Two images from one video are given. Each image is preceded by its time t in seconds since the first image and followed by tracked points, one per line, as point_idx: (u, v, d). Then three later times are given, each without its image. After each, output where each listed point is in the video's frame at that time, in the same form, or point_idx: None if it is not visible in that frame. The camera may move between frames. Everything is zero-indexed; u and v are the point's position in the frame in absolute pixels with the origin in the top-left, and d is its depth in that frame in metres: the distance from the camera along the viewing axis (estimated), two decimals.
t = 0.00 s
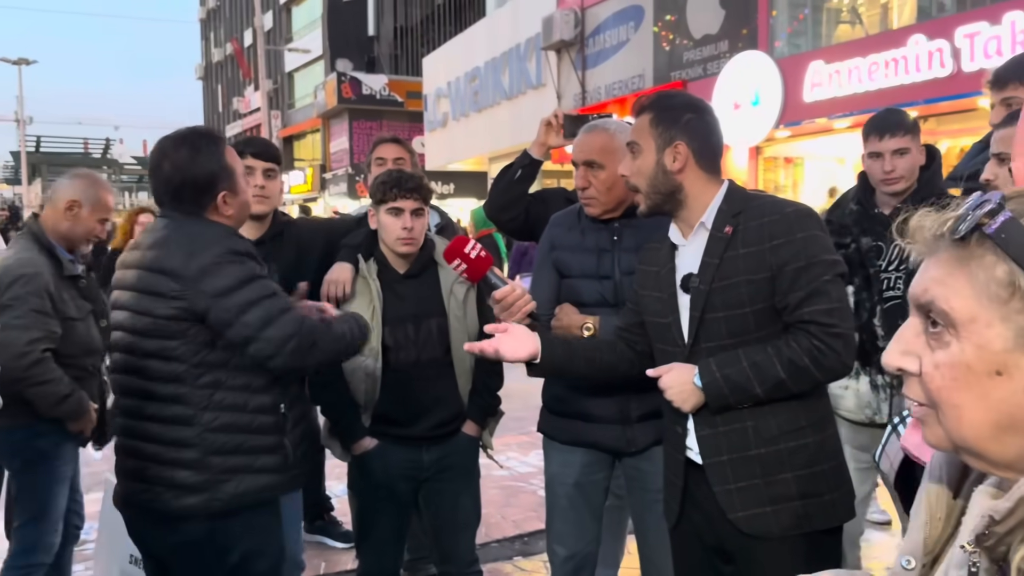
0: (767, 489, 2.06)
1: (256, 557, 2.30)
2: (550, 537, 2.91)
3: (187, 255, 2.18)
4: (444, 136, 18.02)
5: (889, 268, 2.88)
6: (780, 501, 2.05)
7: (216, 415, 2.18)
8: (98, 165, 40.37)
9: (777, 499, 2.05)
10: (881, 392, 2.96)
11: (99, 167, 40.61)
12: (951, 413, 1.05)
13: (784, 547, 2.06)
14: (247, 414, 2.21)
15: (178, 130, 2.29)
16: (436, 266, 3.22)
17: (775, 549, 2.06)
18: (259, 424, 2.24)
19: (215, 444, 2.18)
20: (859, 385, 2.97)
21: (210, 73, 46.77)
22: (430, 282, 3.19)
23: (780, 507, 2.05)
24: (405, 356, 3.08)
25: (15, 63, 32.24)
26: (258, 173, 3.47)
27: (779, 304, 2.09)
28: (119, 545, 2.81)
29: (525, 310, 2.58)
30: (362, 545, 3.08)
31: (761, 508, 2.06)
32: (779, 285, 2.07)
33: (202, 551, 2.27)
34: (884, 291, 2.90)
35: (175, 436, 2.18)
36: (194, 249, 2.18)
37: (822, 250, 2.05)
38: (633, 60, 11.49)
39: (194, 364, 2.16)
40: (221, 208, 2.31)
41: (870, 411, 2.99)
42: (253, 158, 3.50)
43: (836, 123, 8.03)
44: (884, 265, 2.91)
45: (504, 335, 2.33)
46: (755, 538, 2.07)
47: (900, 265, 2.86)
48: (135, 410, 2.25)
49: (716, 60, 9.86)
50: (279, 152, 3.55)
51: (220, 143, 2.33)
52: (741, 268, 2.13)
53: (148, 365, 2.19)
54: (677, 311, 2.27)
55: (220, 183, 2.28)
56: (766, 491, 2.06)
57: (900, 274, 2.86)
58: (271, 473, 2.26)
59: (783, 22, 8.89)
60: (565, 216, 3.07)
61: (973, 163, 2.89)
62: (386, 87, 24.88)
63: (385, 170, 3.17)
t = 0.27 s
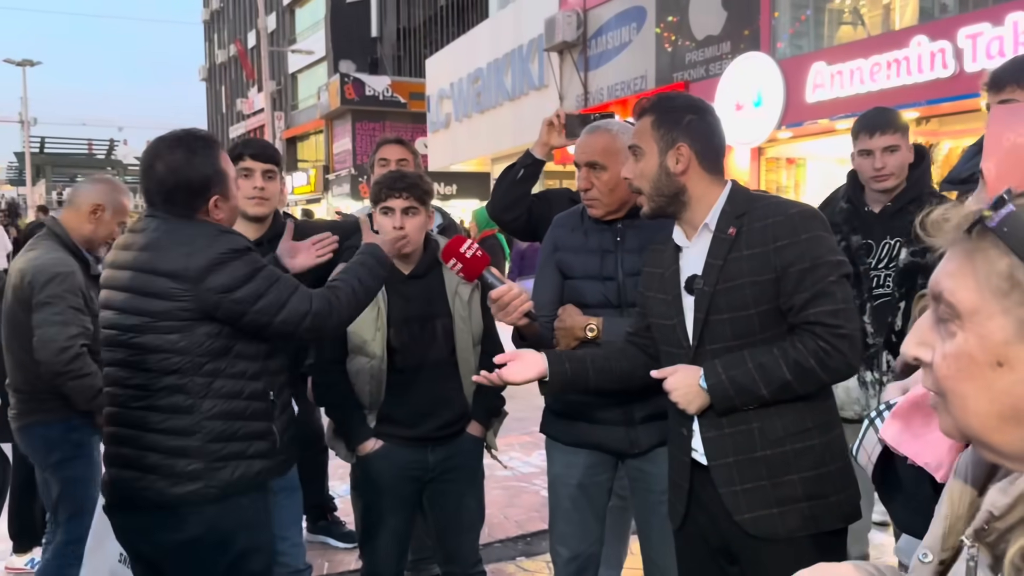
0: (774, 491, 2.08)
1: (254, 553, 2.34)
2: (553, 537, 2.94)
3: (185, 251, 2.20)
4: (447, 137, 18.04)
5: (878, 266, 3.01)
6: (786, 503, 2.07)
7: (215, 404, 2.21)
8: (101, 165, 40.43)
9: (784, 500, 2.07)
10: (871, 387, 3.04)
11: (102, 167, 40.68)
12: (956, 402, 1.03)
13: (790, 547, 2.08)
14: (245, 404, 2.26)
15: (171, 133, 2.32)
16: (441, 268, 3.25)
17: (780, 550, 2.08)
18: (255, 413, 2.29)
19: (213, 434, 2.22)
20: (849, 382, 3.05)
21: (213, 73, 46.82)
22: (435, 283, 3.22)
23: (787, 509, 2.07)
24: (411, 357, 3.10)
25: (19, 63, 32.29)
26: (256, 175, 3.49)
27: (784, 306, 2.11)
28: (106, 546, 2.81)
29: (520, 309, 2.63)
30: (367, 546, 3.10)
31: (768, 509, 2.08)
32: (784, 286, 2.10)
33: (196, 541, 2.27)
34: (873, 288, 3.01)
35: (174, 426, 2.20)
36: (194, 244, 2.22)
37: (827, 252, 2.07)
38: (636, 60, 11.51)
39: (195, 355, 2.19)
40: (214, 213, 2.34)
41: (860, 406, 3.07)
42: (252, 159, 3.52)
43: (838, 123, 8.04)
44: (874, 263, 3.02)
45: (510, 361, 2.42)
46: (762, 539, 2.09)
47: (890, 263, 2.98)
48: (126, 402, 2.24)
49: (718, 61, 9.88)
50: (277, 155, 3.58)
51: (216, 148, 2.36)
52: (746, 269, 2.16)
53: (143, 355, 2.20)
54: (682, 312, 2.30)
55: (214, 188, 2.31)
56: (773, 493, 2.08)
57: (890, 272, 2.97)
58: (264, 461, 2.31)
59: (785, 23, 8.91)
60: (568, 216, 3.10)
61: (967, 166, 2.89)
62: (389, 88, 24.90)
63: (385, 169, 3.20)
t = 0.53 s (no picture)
0: (771, 492, 2.10)
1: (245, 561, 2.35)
2: (555, 537, 2.96)
3: (166, 270, 2.19)
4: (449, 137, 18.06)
5: (867, 269, 3.04)
6: (783, 504, 2.09)
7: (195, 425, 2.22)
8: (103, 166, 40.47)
9: (781, 501, 2.09)
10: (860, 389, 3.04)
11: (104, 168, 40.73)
12: (965, 392, 1.04)
13: (788, 549, 2.10)
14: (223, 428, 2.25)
15: (177, 132, 2.41)
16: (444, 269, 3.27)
17: (778, 550, 2.10)
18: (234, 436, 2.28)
19: (192, 454, 2.23)
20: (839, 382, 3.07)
21: (215, 74, 46.85)
22: (437, 284, 3.24)
23: (784, 510, 2.09)
24: (414, 358, 3.12)
25: (20, 64, 32.34)
26: (264, 177, 3.51)
27: (783, 308, 2.13)
28: (100, 545, 2.82)
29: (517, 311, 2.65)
30: (368, 547, 3.13)
31: (764, 511, 2.10)
32: (784, 288, 2.12)
33: (186, 554, 2.29)
34: (863, 291, 3.03)
35: (156, 443, 2.22)
36: (174, 263, 2.20)
37: (826, 255, 2.09)
38: (637, 62, 11.52)
39: (170, 380, 2.19)
40: (199, 210, 2.37)
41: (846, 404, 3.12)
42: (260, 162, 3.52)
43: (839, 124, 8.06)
44: (863, 265, 3.06)
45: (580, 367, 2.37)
46: (759, 541, 2.11)
47: (878, 265, 3.02)
48: (118, 415, 2.27)
49: (719, 63, 9.90)
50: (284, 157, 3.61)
51: (208, 149, 2.42)
52: (745, 270, 2.17)
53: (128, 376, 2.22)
54: (683, 313, 2.32)
55: (196, 184, 2.35)
56: (770, 494, 2.10)
57: (878, 274, 3.01)
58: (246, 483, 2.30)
59: (785, 24, 8.93)
60: (570, 217, 3.12)
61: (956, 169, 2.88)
62: (390, 89, 24.91)
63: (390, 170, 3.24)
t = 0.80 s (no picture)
0: (774, 494, 2.10)
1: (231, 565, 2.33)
2: (555, 536, 2.97)
3: (127, 274, 2.15)
4: (449, 138, 18.08)
5: (864, 270, 3.08)
6: (786, 506, 2.09)
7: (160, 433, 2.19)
8: (104, 167, 40.54)
9: (784, 503, 2.09)
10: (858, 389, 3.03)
11: (105, 169, 40.79)
12: (985, 392, 0.97)
13: (788, 551, 2.10)
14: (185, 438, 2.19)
15: (167, 136, 2.42)
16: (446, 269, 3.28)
17: (780, 552, 2.10)
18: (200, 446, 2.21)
19: (155, 460, 2.21)
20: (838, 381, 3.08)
21: (216, 75, 46.90)
22: (439, 284, 3.25)
23: (786, 512, 2.09)
24: (416, 358, 3.13)
25: (22, 65, 32.36)
26: (267, 178, 3.53)
27: (789, 311, 2.15)
28: (103, 547, 2.82)
29: (513, 310, 2.64)
30: (371, 548, 3.14)
31: (767, 512, 2.09)
32: (791, 290, 2.12)
33: (162, 558, 2.28)
34: (861, 292, 3.06)
35: (128, 446, 2.23)
36: (142, 267, 2.15)
37: (833, 257, 2.10)
38: (638, 63, 11.53)
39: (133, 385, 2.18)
40: (170, 209, 2.35)
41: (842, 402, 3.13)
42: (263, 163, 3.54)
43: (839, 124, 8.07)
44: (861, 267, 3.10)
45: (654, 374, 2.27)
46: (761, 542, 2.11)
47: (875, 267, 3.05)
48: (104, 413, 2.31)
49: (719, 63, 9.91)
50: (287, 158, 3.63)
51: (186, 150, 2.39)
52: (751, 272, 2.18)
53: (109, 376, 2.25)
54: (685, 314, 2.33)
55: (162, 183, 2.34)
56: (772, 496, 2.10)
57: (875, 276, 3.04)
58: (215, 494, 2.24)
59: (786, 25, 8.94)
60: (571, 218, 3.13)
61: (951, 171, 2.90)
62: (391, 90, 24.94)
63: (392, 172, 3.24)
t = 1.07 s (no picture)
0: (775, 496, 2.10)
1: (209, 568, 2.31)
2: (550, 538, 2.96)
3: (106, 273, 2.16)
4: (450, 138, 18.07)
5: (867, 271, 3.07)
6: (786, 508, 2.09)
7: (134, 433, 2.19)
8: (104, 168, 40.57)
9: (785, 505, 2.09)
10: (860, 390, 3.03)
11: (105, 170, 40.83)
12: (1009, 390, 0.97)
13: (788, 553, 2.09)
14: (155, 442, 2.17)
15: (169, 141, 2.40)
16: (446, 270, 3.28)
17: (779, 553, 2.09)
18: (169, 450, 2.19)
19: (133, 461, 2.21)
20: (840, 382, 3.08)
21: (217, 75, 46.93)
22: (439, 284, 3.24)
23: (787, 514, 2.09)
24: (416, 358, 3.13)
25: (22, 66, 32.36)
26: (267, 179, 3.53)
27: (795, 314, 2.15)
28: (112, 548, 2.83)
29: (509, 308, 2.64)
30: (370, 548, 3.13)
31: (768, 514, 2.10)
32: (794, 296, 2.14)
33: (139, 558, 2.29)
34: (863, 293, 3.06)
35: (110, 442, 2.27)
36: (117, 268, 2.15)
37: (839, 261, 2.11)
38: (638, 63, 11.53)
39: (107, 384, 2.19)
40: (170, 213, 2.36)
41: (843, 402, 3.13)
42: (262, 164, 3.55)
43: (840, 125, 8.07)
44: (863, 267, 3.10)
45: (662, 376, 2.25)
46: (761, 544, 2.11)
47: (877, 267, 3.05)
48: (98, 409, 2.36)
49: (719, 64, 9.91)
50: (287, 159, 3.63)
51: (185, 155, 2.37)
52: (756, 275, 2.19)
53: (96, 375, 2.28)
54: (688, 314, 2.33)
55: (163, 188, 2.34)
56: (774, 498, 2.10)
57: (877, 276, 3.04)
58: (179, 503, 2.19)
59: (786, 25, 8.94)
60: (562, 220, 3.12)
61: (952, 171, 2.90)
62: (391, 90, 24.93)
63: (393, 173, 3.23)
